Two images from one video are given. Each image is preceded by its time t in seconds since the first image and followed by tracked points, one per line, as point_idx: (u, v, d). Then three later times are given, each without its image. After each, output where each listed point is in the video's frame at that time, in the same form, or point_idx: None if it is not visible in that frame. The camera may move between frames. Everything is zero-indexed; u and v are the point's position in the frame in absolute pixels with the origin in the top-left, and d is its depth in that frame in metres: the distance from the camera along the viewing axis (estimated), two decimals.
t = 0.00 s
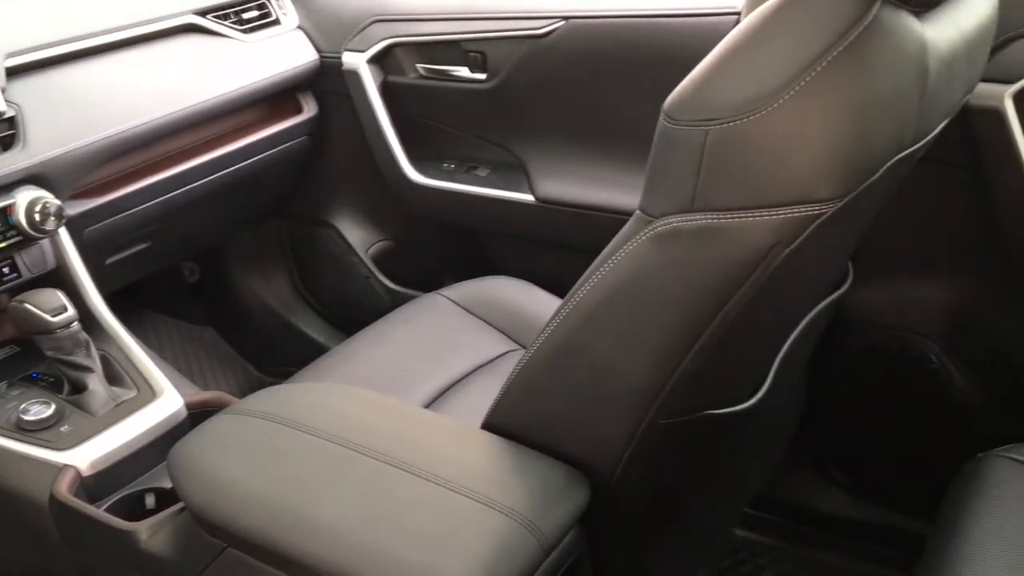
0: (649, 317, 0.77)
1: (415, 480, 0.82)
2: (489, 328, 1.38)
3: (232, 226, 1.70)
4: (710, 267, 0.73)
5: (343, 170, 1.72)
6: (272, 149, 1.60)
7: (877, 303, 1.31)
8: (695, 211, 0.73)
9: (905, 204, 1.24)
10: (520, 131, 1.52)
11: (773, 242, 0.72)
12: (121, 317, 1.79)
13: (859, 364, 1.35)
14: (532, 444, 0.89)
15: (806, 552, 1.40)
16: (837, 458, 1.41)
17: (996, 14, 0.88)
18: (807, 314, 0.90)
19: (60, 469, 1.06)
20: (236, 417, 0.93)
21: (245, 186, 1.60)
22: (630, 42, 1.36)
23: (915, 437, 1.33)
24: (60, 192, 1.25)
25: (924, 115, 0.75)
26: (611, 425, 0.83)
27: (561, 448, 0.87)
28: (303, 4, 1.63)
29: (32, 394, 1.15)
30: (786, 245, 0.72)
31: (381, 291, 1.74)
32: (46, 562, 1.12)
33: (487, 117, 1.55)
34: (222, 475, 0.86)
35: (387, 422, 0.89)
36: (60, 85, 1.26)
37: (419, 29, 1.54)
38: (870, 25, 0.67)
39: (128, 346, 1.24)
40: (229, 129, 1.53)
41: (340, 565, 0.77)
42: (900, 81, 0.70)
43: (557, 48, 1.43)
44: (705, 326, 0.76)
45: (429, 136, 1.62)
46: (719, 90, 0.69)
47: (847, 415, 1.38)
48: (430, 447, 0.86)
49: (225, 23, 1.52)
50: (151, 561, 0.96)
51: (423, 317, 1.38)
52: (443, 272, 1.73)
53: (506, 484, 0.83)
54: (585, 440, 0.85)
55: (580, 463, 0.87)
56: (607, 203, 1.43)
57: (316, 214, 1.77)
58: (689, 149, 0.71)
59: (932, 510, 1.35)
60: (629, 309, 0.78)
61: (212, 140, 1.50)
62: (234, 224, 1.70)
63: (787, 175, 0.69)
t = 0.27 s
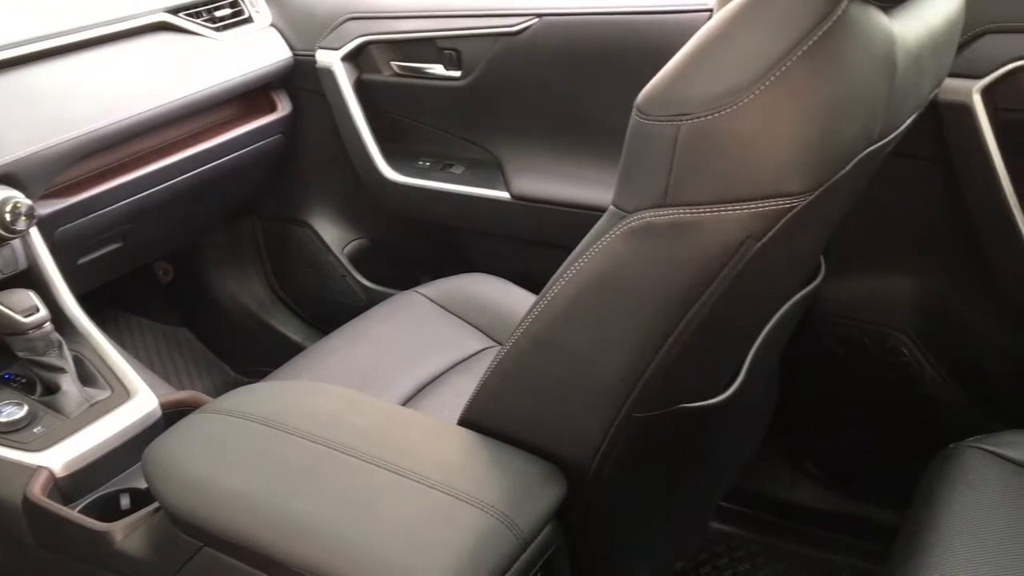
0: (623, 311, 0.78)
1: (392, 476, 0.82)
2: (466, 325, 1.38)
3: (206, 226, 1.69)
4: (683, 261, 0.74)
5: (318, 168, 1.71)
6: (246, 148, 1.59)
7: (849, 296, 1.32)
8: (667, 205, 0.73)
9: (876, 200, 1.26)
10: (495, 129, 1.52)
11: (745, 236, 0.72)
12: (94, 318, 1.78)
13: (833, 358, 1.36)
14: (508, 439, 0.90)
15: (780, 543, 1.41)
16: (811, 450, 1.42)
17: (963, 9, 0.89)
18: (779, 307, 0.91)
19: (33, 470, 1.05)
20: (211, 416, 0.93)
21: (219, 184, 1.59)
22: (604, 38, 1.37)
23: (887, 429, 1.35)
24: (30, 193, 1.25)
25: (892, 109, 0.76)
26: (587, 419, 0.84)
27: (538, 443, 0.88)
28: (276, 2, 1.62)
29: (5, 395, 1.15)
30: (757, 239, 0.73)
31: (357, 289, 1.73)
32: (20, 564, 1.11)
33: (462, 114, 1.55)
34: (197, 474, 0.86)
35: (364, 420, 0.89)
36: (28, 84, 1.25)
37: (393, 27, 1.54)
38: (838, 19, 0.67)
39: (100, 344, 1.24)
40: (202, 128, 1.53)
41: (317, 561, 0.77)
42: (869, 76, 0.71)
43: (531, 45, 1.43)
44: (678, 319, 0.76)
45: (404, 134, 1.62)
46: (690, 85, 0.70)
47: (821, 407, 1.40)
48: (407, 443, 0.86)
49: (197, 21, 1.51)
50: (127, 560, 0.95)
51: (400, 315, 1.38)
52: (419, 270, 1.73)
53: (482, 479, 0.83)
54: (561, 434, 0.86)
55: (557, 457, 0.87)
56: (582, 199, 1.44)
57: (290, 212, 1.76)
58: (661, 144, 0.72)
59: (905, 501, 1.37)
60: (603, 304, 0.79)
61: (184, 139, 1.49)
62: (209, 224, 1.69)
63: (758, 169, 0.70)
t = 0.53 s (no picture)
0: (600, 306, 0.78)
1: (370, 473, 0.82)
2: (445, 323, 1.38)
3: (181, 226, 1.68)
4: (659, 256, 0.75)
5: (294, 167, 1.71)
6: (221, 147, 1.58)
7: (823, 291, 1.34)
8: (643, 200, 0.74)
9: (849, 195, 1.27)
10: (471, 126, 1.53)
11: (720, 230, 0.73)
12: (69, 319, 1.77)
13: (808, 352, 1.37)
14: (487, 435, 0.90)
15: (757, 536, 1.42)
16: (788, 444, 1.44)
17: (932, 6, 0.90)
18: (755, 301, 0.92)
19: (8, 472, 1.04)
20: (188, 415, 0.92)
21: (194, 184, 1.59)
22: (580, 36, 1.38)
23: (862, 422, 1.36)
24: (4, 193, 1.23)
25: (863, 103, 0.77)
26: (565, 414, 0.84)
27: (516, 438, 0.88)
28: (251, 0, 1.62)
29: None
30: (732, 233, 0.74)
31: (334, 288, 1.73)
32: None
33: (438, 112, 1.55)
34: (175, 473, 0.85)
35: (342, 417, 0.89)
36: None
37: (368, 25, 1.54)
38: (811, 14, 0.68)
39: (75, 344, 1.23)
40: (177, 127, 1.52)
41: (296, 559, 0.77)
42: (841, 71, 0.71)
43: (507, 43, 1.43)
44: (654, 314, 0.77)
45: (381, 132, 1.62)
46: (665, 80, 0.70)
47: (797, 401, 1.41)
48: (385, 441, 0.86)
49: (171, 18, 1.51)
50: (103, 561, 0.95)
51: (378, 313, 1.38)
52: (397, 268, 1.72)
53: (461, 475, 0.83)
54: (539, 429, 0.86)
55: (535, 453, 0.88)
56: (559, 196, 1.44)
57: (267, 211, 1.75)
58: (637, 139, 0.72)
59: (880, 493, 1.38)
60: (580, 299, 0.79)
61: (159, 138, 1.49)
62: (184, 224, 1.68)
63: (731, 164, 0.71)
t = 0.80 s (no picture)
0: (577, 302, 0.79)
1: (349, 471, 0.82)
2: (423, 323, 1.38)
3: (157, 226, 1.67)
4: (634, 252, 0.75)
5: (271, 166, 1.70)
6: (197, 147, 1.57)
7: (799, 287, 1.35)
8: (618, 196, 0.74)
9: (823, 192, 1.28)
10: (448, 126, 1.53)
11: (695, 226, 0.74)
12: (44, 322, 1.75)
13: (784, 348, 1.38)
14: (465, 433, 0.90)
15: (735, 531, 1.43)
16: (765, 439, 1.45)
17: (903, 4, 0.91)
18: (730, 297, 0.92)
19: None
20: (166, 415, 0.92)
21: (170, 184, 1.58)
22: (555, 34, 1.38)
23: (838, 416, 1.38)
24: None
25: (835, 99, 0.77)
26: (542, 411, 0.84)
27: (494, 436, 0.88)
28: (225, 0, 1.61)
29: None
30: (706, 228, 0.74)
31: (312, 289, 1.72)
32: None
33: (415, 111, 1.55)
34: (152, 474, 0.85)
35: (319, 417, 0.89)
36: None
37: (344, 24, 1.53)
38: (785, 8, 0.68)
39: (49, 346, 1.22)
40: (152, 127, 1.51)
41: (275, 558, 0.77)
42: (814, 66, 0.72)
43: (483, 42, 1.43)
44: (631, 309, 0.77)
45: (358, 131, 1.62)
46: (640, 76, 0.71)
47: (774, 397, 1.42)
48: (363, 440, 0.86)
49: (145, 18, 1.50)
50: (80, 564, 0.94)
51: (356, 313, 1.38)
52: (375, 267, 1.72)
53: (439, 473, 0.83)
54: (518, 426, 0.86)
55: (513, 450, 0.88)
56: (536, 194, 1.45)
57: (243, 212, 1.74)
58: (612, 135, 0.73)
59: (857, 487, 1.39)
60: (557, 295, 0.79)
61: (132, 138, 1.48)
62: (159, 225, 1.67)
63: (706, 160, 0.71)
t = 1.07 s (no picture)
0: (551, 302, 0.79)
1: (324, 473, 0.82)
2: (399, 325, 1.38)
3: (130, 230, 1.65)
4: (607, 251, 0.76)
5: (245, 169, 1.69)
6: (170, 150, 1.56)
7: (772, 286, 1.36)
8: (591, 197, 0.75)
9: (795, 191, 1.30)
10: (423, 128, 1.53)
11: (667, 226, 0.74)
12: (16, 328, 1.73)
13: (758, 346, 1.39)
14: (441, 434, 0.90)
15: (711, 529, 1.44)
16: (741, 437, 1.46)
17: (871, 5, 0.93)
18: (704, 297, 0.93)
19: None
20: (140, 419, 0.91)
21: (143, 187, 1.57)
22: (529, 36, 1.38)
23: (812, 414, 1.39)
24: None
25: (804, 100, 0.78)
26: (517, 411, 0.85)
27: (471, 436, 0.89)
28: (198, 3, 1.60)
29: None
30: (678, 228, 0.75)
31: (287, 291, 1.72)
32: None
33: (390, 113, 1.55)
34: (126, 478, 0.84)
35: (295, 419, 0.89)
36: None
37: (317, 27, 1.53)
38: (754, 9, 0.69)
39: (23, 351, 1.21)
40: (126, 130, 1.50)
41: (251, 561, 0.76)
42: (784, 67, 0.73)
43: (457, 44, 1.44)
44: (605, 309, 0.78)
45: (332, 133, 1.62)
46: (611, 78, 0.71)
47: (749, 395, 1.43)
48: (339, 442, 0.86)
49: (116, 21, 1.49)
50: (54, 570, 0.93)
51: (331, 315, 1.38)
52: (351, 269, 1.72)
53: (415, 474, 0.83)
54: (494, 426, 0.87)
55: (489, 450, 0.88)
56: (511, 196, 1.45)
57: (218, 215, 1.74)
58: (584, 136, 0.73)
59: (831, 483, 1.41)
60: (532, 294, 0.80)
61: (106, 141, 1.46)
62: (133, 229, 1.66)
63: (677, 161, 0.72)
